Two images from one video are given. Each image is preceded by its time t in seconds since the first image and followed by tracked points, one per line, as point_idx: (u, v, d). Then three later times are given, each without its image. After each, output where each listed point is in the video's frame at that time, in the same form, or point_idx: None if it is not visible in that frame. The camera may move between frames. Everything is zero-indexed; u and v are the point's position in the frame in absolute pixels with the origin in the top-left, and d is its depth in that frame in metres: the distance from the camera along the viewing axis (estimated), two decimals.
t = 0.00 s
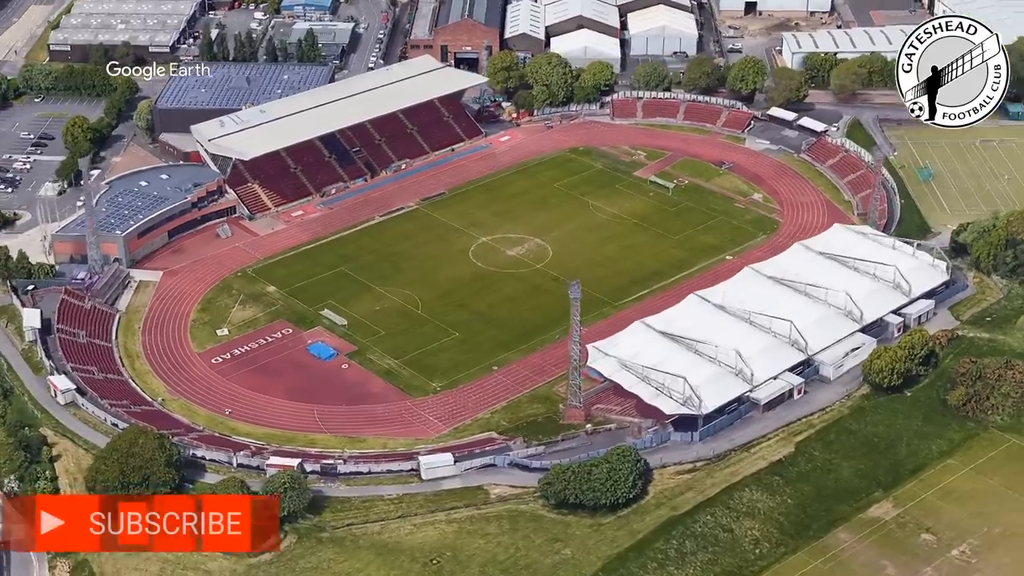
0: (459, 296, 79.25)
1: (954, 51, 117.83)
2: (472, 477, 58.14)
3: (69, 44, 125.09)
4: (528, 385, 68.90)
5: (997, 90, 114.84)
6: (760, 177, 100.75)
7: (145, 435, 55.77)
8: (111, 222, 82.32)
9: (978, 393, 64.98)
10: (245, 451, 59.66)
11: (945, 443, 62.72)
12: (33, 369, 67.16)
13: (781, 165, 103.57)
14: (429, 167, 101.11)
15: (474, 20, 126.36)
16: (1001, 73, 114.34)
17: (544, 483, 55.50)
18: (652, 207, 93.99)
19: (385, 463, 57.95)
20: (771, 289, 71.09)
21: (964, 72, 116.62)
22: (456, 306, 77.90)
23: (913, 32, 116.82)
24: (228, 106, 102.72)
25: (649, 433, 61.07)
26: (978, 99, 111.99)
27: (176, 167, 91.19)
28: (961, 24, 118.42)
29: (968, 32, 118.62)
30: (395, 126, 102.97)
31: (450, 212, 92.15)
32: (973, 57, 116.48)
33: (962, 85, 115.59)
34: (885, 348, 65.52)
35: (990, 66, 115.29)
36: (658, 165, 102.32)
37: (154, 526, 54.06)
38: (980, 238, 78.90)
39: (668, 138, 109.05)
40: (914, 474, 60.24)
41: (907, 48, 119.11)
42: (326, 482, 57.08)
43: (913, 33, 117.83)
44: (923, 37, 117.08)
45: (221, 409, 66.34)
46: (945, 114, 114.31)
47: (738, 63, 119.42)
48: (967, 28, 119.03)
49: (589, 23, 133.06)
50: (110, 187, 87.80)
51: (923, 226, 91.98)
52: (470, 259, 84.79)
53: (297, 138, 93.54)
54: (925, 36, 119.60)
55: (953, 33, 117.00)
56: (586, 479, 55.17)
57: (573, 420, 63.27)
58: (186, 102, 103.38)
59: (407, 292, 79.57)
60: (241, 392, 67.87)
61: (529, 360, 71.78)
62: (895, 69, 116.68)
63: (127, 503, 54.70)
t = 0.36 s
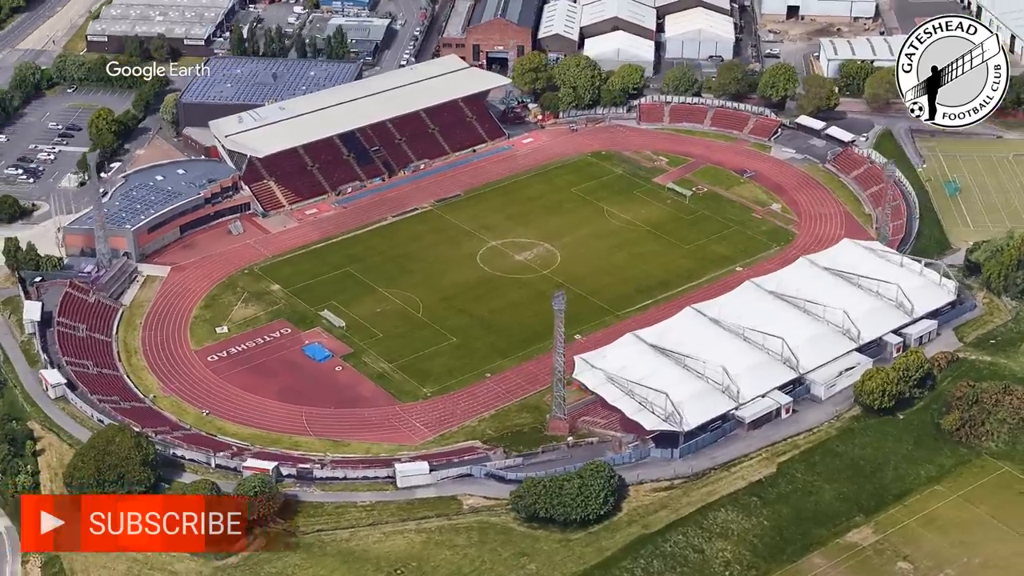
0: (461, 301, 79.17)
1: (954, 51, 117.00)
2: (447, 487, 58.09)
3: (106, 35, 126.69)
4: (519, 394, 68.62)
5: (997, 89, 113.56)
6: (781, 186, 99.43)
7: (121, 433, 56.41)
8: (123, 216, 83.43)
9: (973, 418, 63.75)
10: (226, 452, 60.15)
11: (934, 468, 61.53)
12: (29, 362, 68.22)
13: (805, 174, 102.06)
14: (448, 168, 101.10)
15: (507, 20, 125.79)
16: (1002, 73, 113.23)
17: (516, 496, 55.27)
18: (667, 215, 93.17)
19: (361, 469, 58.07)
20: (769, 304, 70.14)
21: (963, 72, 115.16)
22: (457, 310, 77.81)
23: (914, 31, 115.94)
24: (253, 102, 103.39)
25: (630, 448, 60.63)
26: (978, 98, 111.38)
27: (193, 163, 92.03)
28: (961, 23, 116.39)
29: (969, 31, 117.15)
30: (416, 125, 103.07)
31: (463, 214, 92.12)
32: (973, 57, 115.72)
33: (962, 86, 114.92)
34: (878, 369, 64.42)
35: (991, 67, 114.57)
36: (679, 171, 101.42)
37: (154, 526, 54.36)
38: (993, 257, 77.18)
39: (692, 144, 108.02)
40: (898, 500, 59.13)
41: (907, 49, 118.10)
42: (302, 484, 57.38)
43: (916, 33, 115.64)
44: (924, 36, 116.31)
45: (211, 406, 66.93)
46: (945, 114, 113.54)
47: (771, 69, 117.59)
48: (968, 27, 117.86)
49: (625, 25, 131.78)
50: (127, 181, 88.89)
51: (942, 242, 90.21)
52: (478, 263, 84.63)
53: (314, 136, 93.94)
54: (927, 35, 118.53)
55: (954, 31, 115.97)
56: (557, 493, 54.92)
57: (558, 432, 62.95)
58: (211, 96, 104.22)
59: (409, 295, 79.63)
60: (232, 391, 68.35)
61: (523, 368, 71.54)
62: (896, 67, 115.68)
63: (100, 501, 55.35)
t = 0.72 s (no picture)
0: (463, 307, 79.00)
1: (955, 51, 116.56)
2: (420, 498, 58.09)
3: (144, 27, 128.04)
4: (508, 404, 68.33)
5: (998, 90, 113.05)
6: (802, 198, 97.96)
7: (97, 432, 57.25)
8: (134, 210, 84.38)
9: (964, 447, 62.40)
10: (206, 454, 60.64)
11: (920, 497, 60.26)
12: (25, 356, 69.39)
13: (829, 187, 100.42)
14: (467, 170, 100.90)
15: (540, 20, 125.06)
16: (1003, 74, 112.78)
17: (485, 511, 55.09)
18: (681, 224, 92.28)
19: (335, 477, 58.24)
20: (766, 322, 69.16)
21: (963, 72, 114.31)
22: (457, 316, 77.61)
23: (914, 31, 116.24)
24: (276, 98, 103.87)
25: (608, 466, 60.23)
26: (979, 99, 111.48)
27: (210, 158, 92.76)
28: (960, 23, 116.23)
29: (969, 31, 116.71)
30: (438, 126, 102.89)
31: (476, 219, 91.98)
32: (973, 56, 115.24)
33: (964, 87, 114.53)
34: (868, 394, 63.30)
35: (993, 67, 113.99)
36: (699, 180, 100.39)
37: (154, 527, 55.09)
38: (1005, 280, 75.41)
39: (717, 152, 106.84)
40: (879, 529, 57.99)
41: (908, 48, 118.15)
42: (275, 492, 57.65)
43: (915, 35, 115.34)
44: (924, 37, 116.55)
45: (200, 406, 67.53)
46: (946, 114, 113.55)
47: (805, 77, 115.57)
48: (967, 28, 117.20)
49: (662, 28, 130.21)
50: (144, 175, 89.84)
51: (961, 261, 88.30)
52: (484, 268, 84.42)
53: (330, 134, 94.13)
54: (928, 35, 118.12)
55: (954, 32, 116.06)
56: (525, 510, 54.66)
57: (540, 446, 62.64)
58: (236, 92, 104.90)
59: (412, 298, 79.63)
60: (223, 392, 68.87)
61: (516, 377, 71.20)
62: (896, 69, 116.11)
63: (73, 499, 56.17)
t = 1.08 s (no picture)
0: (460, 314, 78.85)
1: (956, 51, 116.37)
2: (388, 510, 58.27)
3: (181, 18, 129.15)
4: (492, 416, 68.03)
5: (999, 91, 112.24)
6: (821, 212, 96.43)
7: (71, 433, 58.23)
8: (144, 206, 85.42)
9: (949, 480, 61.03)
10: (183, 456, 61.28)
11: (898, 530, 58.91)
12: (20, 350, 70.77)
13: (850, 201, 98.72)
14: (485, 173, 100.60)
15: (572, 22, 124.28)
16: (1001, 75, 112.56)
17: (448, 527, 55.06)
18: (693, 236, 91.37)
19: (306, 485, 58.59)
20: (757, 342, 68.22)
21: (963, 72, 113.85)
22: (454, 324, 77.48)
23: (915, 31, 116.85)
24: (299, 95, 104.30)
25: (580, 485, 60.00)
26: (978, 99, 110.65)
27: (226, 155, 93.54)
28: (961, 23, 116.64)
29: (971, 32, 116.95)
30: (458, 128, 102.55)
31: (486, 224, 91.85)
32: (974, 56, 114.76)
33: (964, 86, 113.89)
34: (851, 422, 62.26)
35: (993, 67, 113.52)
36: (718, 191, 99.30)
37: (154, 526, 55.57)
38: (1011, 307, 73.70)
39: (740, 162, 105.55)
40: (851, 561, 56.85)
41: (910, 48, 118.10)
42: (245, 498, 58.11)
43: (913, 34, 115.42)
44: (924, 37, 116.93)
45: (187, 406, 68.25)
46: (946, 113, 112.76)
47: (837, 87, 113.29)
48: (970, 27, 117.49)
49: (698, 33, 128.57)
50: (159, 170, 90.88)
51: (976, 283, 86.38)
52: (487, 275, 84.22)
53: (345, 134, 94.27)
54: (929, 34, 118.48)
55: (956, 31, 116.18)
56: (487, 527, 54.58)
57: (517, 460, 62.45)
58: (261, 87, 105.52)
59: (411, 303, 79.70)
60: (212, 393, 69.50)
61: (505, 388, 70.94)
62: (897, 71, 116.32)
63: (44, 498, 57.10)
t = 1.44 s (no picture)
0: (454, 320, 78.91)
1: (955, 52, 117.63)
2: (350, 521, 58.78)
3: (217, 10, 130.22)
4: (471, 427, 68.06)
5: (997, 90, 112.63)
6: (835, 228, 95.02)
7: (42, 430, 60.19)
8: (153, 200, 86.61)
9: (923, 513, 59.78)
10: (157, 458, 62.28)
11: (867, 561, 57.86)
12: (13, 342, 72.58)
13: (867, 217, 97.08)
14: (499, 176, 100.33)
15: (603, 23, 123.34)
16: (999, 76, 113.29)
17: (404, 541, 55.27)
18: (701, 248, 90.58)
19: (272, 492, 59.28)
20: (742, 364, 67.41)
21: (964, 72, 113.92)
22: (446, 330, 77.50)
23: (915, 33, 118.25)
24: (319, 92, 104.70)
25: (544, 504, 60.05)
26: (977, 99, 110.16)
27: (240, 151, 94.44)
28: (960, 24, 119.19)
29: (969, 33, 119.15)
30: (476, 130, 101.93)
31: (493, 229, 91.78)
32: (973, 58, 115.98)
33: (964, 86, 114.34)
34: (825, 450, 61.46)
35: (991, 67, 114.73)
36: (733, 202, 98.25)
37: (154, 526, 57.55)
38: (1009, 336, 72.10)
39: (760, 173, 104.36)
40: None
41: (910, 49, 119.30)
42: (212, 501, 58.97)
43: (914, 34, 116.85)
44: (923, 39, 118.34)
45: (172, 405, 69.18)
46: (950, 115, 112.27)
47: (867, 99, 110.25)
48: (969, 30, 119.54)
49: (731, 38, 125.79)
50: (172, 165, 92.15)
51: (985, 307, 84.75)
52: (487, 281, 84.15)
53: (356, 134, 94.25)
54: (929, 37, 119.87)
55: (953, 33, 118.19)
56: (442, 543, 54.76)
57: (488, 474, 62.49)
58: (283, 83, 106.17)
59: (406, 307, 79.95)
60: (197, 392, 70.33)
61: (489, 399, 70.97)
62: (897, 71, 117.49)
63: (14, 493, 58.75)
